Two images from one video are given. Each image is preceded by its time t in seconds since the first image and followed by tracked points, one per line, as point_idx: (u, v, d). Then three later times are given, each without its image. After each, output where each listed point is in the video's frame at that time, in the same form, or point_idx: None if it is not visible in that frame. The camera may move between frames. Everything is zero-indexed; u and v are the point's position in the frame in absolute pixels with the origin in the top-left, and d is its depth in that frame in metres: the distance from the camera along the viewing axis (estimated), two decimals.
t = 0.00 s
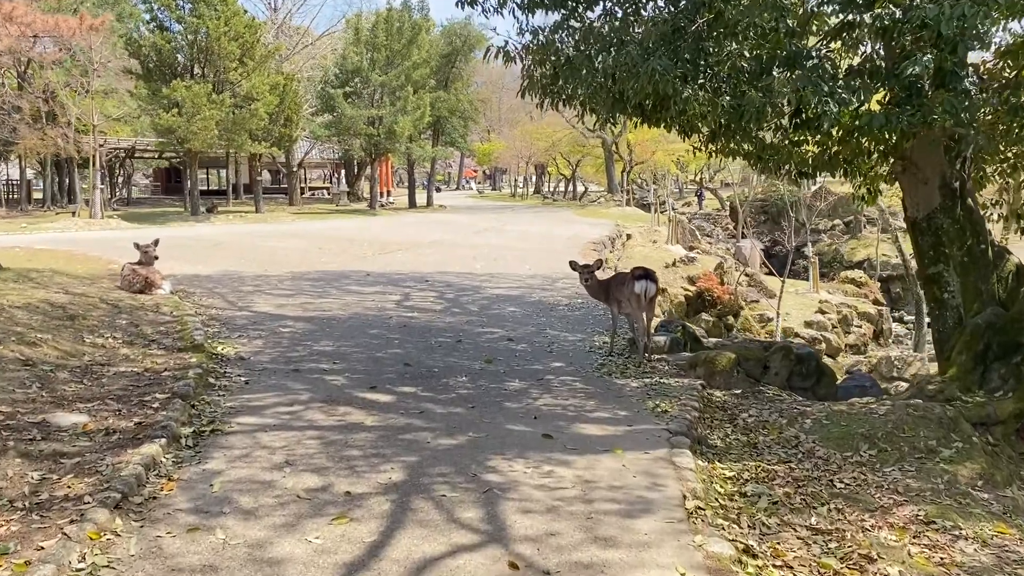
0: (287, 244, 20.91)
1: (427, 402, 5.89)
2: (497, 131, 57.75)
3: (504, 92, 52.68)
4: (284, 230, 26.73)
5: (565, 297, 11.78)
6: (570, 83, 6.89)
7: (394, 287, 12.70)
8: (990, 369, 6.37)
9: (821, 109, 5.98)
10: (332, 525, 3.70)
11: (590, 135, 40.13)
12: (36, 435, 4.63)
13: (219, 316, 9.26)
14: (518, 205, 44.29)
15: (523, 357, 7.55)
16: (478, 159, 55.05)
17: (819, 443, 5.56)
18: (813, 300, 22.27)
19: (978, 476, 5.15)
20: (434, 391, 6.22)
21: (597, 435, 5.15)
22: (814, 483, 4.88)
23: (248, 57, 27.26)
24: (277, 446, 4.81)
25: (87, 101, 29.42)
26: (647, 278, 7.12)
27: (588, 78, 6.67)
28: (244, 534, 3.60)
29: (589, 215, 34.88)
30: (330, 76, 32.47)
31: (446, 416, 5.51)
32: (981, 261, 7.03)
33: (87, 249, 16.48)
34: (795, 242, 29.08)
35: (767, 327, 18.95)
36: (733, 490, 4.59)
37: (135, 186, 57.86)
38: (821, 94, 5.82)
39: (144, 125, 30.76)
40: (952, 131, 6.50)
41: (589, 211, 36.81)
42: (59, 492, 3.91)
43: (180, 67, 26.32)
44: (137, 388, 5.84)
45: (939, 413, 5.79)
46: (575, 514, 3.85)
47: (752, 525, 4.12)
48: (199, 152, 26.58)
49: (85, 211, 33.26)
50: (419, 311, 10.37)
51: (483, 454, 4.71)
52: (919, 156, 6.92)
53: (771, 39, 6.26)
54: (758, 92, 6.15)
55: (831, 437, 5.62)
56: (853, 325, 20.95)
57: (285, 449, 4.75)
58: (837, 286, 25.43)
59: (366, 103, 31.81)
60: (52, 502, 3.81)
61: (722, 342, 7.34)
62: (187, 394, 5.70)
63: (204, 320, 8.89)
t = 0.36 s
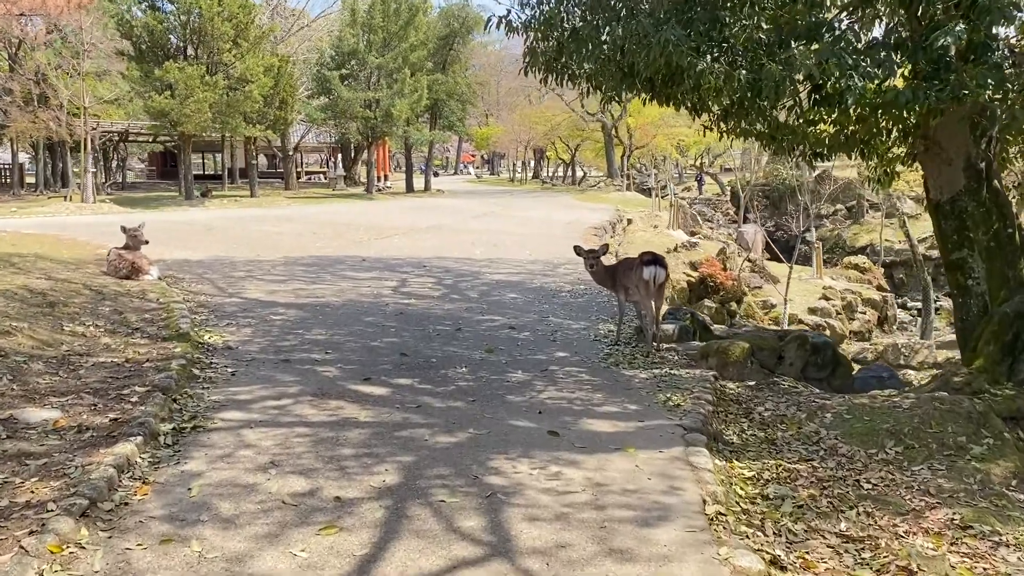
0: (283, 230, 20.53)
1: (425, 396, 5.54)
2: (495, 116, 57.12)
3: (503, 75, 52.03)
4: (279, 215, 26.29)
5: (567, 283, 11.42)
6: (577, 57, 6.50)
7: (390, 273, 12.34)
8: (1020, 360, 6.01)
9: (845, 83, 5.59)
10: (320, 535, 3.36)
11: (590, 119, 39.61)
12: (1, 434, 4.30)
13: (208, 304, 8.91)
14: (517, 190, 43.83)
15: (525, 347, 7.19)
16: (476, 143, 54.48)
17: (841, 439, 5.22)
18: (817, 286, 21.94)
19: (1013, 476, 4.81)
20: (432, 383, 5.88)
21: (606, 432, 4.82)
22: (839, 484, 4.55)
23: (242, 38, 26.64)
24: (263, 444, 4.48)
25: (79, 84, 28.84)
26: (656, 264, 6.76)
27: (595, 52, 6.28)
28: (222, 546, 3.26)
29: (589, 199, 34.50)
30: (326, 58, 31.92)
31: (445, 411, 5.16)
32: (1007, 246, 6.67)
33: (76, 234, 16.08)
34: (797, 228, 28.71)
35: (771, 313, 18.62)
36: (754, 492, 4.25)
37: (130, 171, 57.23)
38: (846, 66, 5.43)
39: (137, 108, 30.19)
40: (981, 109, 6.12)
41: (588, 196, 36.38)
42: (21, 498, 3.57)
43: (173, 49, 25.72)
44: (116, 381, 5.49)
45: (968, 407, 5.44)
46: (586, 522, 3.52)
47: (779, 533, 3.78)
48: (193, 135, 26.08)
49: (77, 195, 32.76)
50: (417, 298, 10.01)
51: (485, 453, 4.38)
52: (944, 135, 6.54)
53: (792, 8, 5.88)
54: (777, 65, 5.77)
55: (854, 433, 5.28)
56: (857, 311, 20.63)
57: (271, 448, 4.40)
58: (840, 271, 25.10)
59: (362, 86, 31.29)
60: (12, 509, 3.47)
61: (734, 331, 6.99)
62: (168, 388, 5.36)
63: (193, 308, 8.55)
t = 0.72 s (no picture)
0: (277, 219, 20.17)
1: (424, 399, 5.24)
2: (493, 103, 56.56)
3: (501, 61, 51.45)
4: (274, 204, 25.90)
5: (568, 276, 11.10)
6: (583, 39, 6.13)
7: (387, 265, 12.00)
8: None
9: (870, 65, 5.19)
10: (309, 562, 3.06)
11: (589, 106, 39.14)
12: None
13: (197, 299, 8.60)
14: (515, 178, 43.41)
15: (527, 344, 6.88)
16: (474, 131, 53.96)
17: (865, 444, 4.91)
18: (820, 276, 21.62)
19: None
20: (431, 385, 5.56)
21: (618, 439, 4.51)
22: (868, 495, 4.23)
23: (236, 24, 26.07)
24: (250, 455, 4.17)
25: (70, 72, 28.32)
26: (665, 257, 6.44)
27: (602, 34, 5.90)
28: None
29: (588, 188, 34.12)
30: (322, 44, 31.44)
31: (445, 416, 4.86)
32: None
33: (64, 224, 15.70)
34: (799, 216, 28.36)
35: (774, 303, 18.33)
36: (778, 506, 3.95)
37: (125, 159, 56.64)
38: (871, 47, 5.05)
39: (130, 96, 29.66)
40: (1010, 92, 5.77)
41: (587, 184, 36.00)
42: None
43: (166, 35, 25.17)
44: (95, 384, 5.18)
45: (998, 409, 5.12)
46: (600, 545, 3.22)
47: (808, 555, 3.47)
48: (187, 123, 25.63)
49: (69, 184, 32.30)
50: (414, 291, 9.68)
51: (488, 463, 4.07)
52: (968, 120, 6.21)
53: None
54: (798, 46, 5.39)
55: (878, 437, 4.96)
56: (860, 301, 20.33)
57: (258, 460, 4.10)
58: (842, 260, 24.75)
59: (359, 73, 30.81)
60: None
61: (747, 327, 6.67)
62: (150, 391, 5.06)
63: (181, 303, 8.23)
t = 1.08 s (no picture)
0: (268, 212, 19.76)
1: (415, 403, 4.88)
2: (488, 94, 56.04)
3: (496, 51, 50.92)
4: (266, 196, 25.45)
5: (565, 269, 10.74)
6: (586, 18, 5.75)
7: (378, 259, 11.64)
8: None
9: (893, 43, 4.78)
10: None
11: (585, 96, 38.72)
12: None
13: (179, 296, 8.24)
14: (511, 169, 43.00)
15: (525, 342, 6.52)
16: (469, 122, 53.50)
17: (889, 450, 4.56)
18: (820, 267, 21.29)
19: None
20: (422, 388, 5.21)
21: (625, 449, 4.16)
22: (897, 509, 3.90)
23: (226, 13, 25.50)
24: (225, 469, 3.82)
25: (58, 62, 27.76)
26: (671, 250, 6.07)
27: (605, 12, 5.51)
28: None
29: (584, 179, 33.75)
30: (314, 34, 30.96)
31: (438, 423, 4.51)
32: None
33: (48, 217, 15.28)
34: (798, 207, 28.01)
35: (775, 296, 17.94)
36: (803, 525, 3.61)
37: (116, 151, 55.99)
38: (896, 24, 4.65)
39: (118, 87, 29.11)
40: None
41: (583, 175, 35.63)
42: None
43: (155, 24, 24.61)
44: (60, 391, 4.82)
45: None
46: None
47: None
48: (176, 114, 25.15)
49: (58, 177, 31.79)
50: (407, 286, 9.32)
51: (485, 477, 3.73)
52: (992, 104, 5.85)
53: None
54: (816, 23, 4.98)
55: (903, 442, 4.62)
56: (862, 293, 19.98)
57: (232, 476, 3.75)
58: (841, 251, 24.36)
59: (352, 63, 30.35)
60: None
61: (759, 324, 6.32)
62: (120, 398, 4.70)
63: (162, 300, 7.88)
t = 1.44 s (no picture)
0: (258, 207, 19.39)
1: (409, 411, 4.60)
2: (482, 86, 55.55)
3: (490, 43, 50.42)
4: (257, 190, 25.05)
5: (563, 265, 10.46)
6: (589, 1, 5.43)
7: (371, 255, 11.33)
8: None
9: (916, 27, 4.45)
10: None
11: (580, 88, 38.30)
12: None
13: (163, 296, 7.94)
14: (506, 163, 42.64)
15: (525, 343, 6.25)
16: (463, 115, 53.03)
17: (914, 459, 4.28)
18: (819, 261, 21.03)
19: None
20: (416, 394, 4.93)
21: (636, 461, 3.88)
22: (929, 526, 3.62)
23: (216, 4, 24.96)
24: (202, 490, 3.53)
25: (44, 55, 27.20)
26: (677, 247, 5.80)
27: None
28: None
29: (580, 172, 33.44)
30: (306, 26, 30.52)
31: (433, 434, 4.22)
32: None
33: (32, 213, 14.88)
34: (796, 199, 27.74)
35: (775, 289, 17.63)
36: (830, 547, 3.33)
37: (106, 146, 55.32)
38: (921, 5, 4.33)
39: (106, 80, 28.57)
40: None
41: (579, 168, 35.32)
42: None
43: (144, 16, 24.09)
44: (28, 401, 4.52)
45: None
46: None
47: None
48: (166, 107, 24.68)
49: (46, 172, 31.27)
50: (400, 283, 9.04)
51: (484, 495, 3.45)
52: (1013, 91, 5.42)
53: None
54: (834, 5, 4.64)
55: (928, 451, 4.34)
56: (862, 286, 19.69)
57: (210, 497, 3.46)
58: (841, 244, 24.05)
59: (344, 55, 29.90)
60: None
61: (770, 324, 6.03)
62: (93, 408, 4.41)
63: (144, 300, 7.57)
